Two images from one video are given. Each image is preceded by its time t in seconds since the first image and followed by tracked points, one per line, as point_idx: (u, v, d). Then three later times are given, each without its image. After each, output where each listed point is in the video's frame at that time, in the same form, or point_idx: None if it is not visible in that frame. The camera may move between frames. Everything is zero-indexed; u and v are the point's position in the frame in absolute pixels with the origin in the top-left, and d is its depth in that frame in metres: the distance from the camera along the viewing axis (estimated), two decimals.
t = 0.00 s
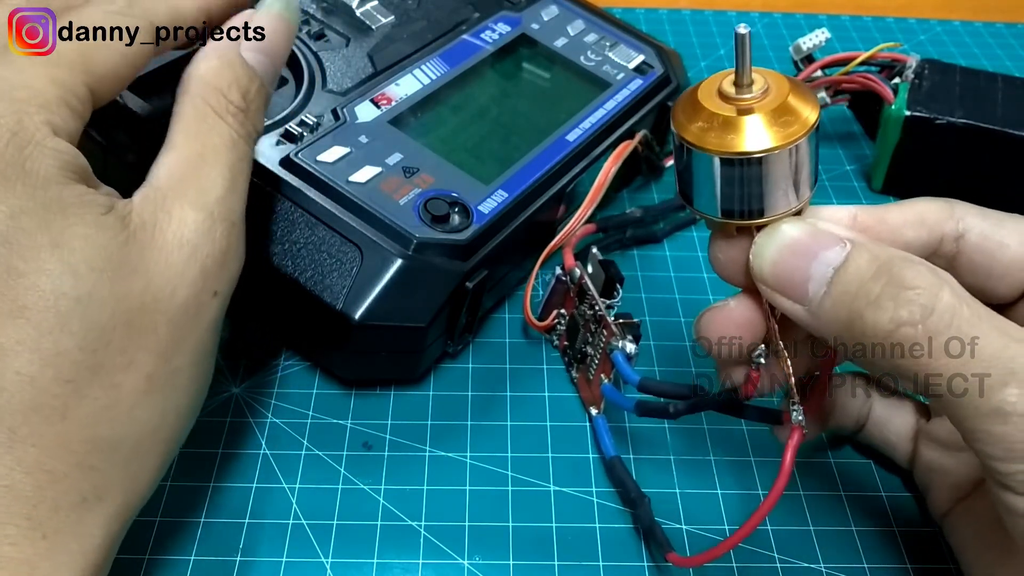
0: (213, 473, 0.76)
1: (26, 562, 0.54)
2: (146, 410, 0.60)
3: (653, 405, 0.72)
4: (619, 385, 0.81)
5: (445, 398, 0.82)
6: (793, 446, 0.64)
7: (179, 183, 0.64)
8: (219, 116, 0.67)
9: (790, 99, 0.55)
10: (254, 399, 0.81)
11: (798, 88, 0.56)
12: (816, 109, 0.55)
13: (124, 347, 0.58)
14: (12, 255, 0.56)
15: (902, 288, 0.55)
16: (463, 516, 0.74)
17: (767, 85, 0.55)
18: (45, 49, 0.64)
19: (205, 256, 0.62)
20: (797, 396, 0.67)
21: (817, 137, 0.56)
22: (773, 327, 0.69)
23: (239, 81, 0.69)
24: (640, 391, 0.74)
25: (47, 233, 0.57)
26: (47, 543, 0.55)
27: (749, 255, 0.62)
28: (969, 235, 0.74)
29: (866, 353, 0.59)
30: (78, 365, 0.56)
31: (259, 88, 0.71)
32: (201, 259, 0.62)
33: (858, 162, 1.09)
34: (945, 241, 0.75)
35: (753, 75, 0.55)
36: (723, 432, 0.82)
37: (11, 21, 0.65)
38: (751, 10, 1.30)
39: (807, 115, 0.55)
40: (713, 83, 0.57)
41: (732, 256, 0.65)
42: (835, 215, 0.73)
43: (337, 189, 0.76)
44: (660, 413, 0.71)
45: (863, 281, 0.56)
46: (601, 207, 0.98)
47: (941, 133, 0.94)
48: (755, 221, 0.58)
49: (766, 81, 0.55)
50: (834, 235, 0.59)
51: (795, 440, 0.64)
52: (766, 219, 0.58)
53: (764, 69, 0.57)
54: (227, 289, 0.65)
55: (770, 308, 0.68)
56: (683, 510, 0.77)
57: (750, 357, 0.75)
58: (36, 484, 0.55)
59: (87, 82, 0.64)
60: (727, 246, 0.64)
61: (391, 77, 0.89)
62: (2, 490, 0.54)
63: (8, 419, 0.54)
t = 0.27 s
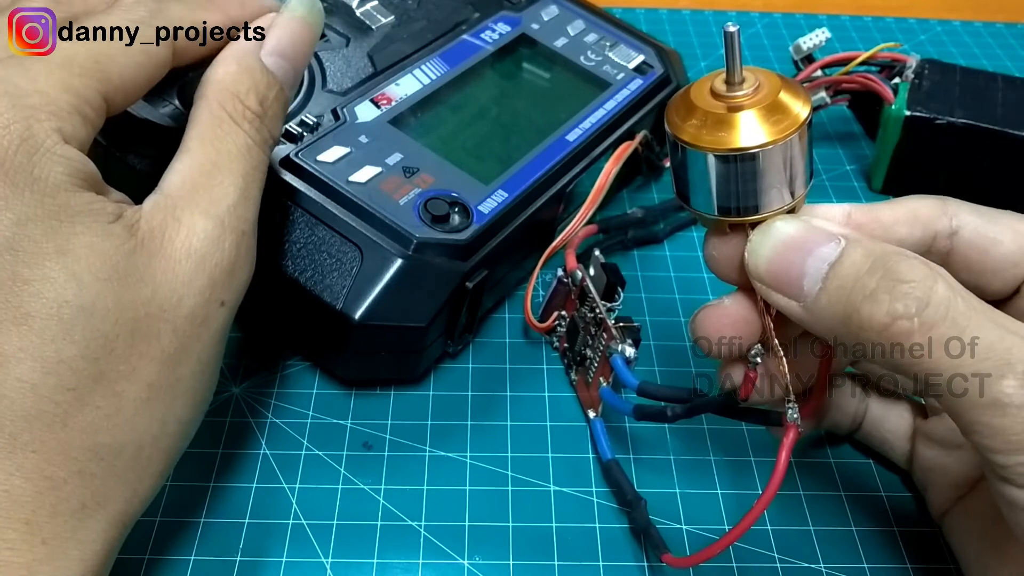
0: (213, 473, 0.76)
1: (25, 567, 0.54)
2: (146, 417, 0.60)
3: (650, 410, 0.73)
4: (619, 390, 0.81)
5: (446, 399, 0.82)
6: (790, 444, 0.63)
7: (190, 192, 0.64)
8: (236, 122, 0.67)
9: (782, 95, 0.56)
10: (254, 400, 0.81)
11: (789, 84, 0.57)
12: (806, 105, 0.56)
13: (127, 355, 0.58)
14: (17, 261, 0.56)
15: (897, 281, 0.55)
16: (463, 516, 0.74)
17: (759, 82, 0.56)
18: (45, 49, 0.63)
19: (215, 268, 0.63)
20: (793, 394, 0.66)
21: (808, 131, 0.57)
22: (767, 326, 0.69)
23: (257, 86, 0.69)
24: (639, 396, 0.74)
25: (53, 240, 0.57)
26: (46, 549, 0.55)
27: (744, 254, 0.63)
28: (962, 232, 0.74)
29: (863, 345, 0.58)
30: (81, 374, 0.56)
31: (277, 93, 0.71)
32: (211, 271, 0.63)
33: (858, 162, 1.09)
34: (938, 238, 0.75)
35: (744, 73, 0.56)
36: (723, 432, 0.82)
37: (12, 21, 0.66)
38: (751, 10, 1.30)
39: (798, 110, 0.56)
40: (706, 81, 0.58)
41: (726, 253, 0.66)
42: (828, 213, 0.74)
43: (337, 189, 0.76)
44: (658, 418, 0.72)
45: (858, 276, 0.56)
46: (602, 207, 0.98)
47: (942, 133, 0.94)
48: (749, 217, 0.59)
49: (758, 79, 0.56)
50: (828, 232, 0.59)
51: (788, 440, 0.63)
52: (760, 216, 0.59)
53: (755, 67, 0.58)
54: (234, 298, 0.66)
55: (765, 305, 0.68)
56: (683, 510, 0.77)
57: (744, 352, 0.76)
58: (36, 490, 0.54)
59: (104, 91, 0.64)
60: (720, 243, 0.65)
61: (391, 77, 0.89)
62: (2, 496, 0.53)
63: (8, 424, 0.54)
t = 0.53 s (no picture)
0: (214, 473, 0.76)
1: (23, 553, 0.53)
2: (139, 395, 0.60)
3: (651, 412, 0.72)
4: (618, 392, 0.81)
5: (445, 398, 0.82)
6: (791, 446, 0.63)
7: (169, 177, 0.64)
8: (206, 111, 0.67)
9: (775, 102, 0.56)
10: (254, 399, 0.81)
11: (783, 92, 0.57)
12: (800, 112, 0.56)
13: (117, 332, 0.58)
14: (6, 244, 0.56)
15: (899, 281, 0.55)
16: (463, 516, 0.74)
17: (754, 89, 0.56)
18: (45, 49, 0.64)
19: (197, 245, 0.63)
20: (794, 397, 0.66)
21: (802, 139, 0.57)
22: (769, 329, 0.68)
23: (224, 78, 0.69)
24: (639, 397, 0.74)
25: (40, 221, 0.57)
26: (42, 533, 0.54)
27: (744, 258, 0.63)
28: (960, 234, 0.74)
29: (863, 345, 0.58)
30: (72, 351, 0.56)
31: (246, 85, 0.71)
32: (194, 248, 0.63)
33: (858, 163, 1.09)
34: (936, 241, 0.75)
35: (739, 79, 0.56)
36: (723, 432, 0.82)
37: (12, 21, 0.66)
38: (752, 10, 1.30)
39: (793, 117, 0.56)
40: (700, 89, 0.58)
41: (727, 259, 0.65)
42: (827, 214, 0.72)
43: (337, 189, 0.76)
44: (658, 421, 0.72)
45: (859, 276, 0.56)
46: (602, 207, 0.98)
47: (942, 133, 0.94)
48: (747, 225, 0.59)
49: (752, 86, 0.56)
50: (827, 234, 0.59)
51: (791, 443, 0.63)
52: (757, 223, 0.59)
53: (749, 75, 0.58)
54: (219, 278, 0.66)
55: (765, 309, 0.68)
56: (683, 510, 0.77)
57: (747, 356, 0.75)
58: (32, 473, 0.54)
59: (78, 75, 0.65)
60: (720, 250, 0.65)
61: (391, 77, 0.89)
62: None
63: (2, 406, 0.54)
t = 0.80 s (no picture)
0: (213, 474, 0.76)
1: (21, 567, 0.54)
2: (141, 417, 0.60)
3: (648, 414, 0.73)
4: (615, 393, 0.81)
5: (446, 398, 0.82)
6: (788, 447, 0.63)
7: (182, 189, 0.63)
8: (227, 118, 0.67)
9: (776, 102, 0.56)
10: (254, 399, 0.81)
11: (784, 91, 0.58)
12: (800, 111, 0.56)
13: (119, 353, 0.58)
14: (10, 262, 0.56)
15: (896, 284, 0.55)
16: (463, 516, 0.74)
17: (753, 89, 0.56)
18: (45, 49, 0.63)
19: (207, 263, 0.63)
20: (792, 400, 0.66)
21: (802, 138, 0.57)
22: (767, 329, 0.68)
23: (247, 82, 0.68)
24: (636, 399, 0.73)
25: (46, 239, 0.57)
26: (42, 549, 0.55)
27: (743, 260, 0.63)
28: (960, 235, 0.74)
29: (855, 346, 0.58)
30: (73, 372, 0.56)
31: (265, 81, 0.70)
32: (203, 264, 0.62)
33: (858, 163, 1.09)
34: (936, 242, 0.75)
35: (738, 80, 0.56)
36: (723, 432, 0.82)
37: (11, 22, 0.65)
38: (752, 10, 1.30)
39: (793, 117, 0.56)
40: (701, 90, 0.58)
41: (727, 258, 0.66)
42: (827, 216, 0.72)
43: (337, 189, 0.76)
44: (656, 423, 0.72)
45: (857, 279, 0.56)
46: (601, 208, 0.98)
47: (942, 133, 0.94)
48: (744, 225, 0.59)
49: (752, 86, 0.56)
50: (825, 236, 0.59)
51: (789, 443, 0.63)
52: (757, 223, 0.59)
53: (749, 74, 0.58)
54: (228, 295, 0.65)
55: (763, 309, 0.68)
56: (683, 510, 0.77)
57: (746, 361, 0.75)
58: (30, 490, 0.55)
59: (97, 90, 0.64)
60: (719, 249, 0.65)
61: (391, 77, 0.89)
62: None
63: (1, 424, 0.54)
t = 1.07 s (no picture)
0: (213, 475, 0.76)
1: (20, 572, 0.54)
2: (143, 426, 0.59)
3: (645, 416, 0.73)
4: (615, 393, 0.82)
5: (446, 398, 0.82)
6: (782, 456, 0.63)
7: (195, 197, 0.63)
8: (243, 126, 0.67)
9: (773, 107, 0.56)
10: (254, 399, 0.81)
11: (779, 96, 0.57)
12: (798, 115, 0.56)
13: (125, 362, 0.58)
14: (17, 268, 0.56)
15: (893, 296, 0.55)
16: (463, 516, 0.74)
17: (749, 95, 0.56)
18: (45, 49, 0.65)
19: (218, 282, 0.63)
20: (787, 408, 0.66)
21: (801, 144, 0.56)
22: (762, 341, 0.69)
23: (265, 90, 0.69)
24: (634, 401, 0.74)
25: (54, 247, 0.57)
26: (41, 554, 0.55)
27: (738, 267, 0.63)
28: (958, 239, 0.74)
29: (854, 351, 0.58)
30: (78, 380, 0.56)
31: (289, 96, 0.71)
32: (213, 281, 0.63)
33: (858, 162, 1.09)
34: (934, 246, 0.75)
35: (733, 87, 0.56)
36: (723, 432, 0.82)
37: (12, 21, 0.67)
38: (752, 10, 1.30)
39: (791, 123, 0.55)
40: (696, 97, 0.58)
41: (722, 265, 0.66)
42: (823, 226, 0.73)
43: (337, 189, 0.76)
44: (653, 425, 0.72)
45: (854, 290, 0.56)
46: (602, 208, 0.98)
47: (942, 133, 0.94)
48: (739, 231, 0.59)
49: (748, 93, 0.56)
50: (821, 244, 0.59)
51: (782, 453, 0.63)
52: (755, 229, 0.58)
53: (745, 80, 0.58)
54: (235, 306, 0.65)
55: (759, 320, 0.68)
56: (683, 510, 0.77)
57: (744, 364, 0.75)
58: (31, 496, 0.54)
59: (112, 99, 0.65)
60: (714, 256, 0.65)
61: (391, 76, 0.89)
62: None
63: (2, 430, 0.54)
